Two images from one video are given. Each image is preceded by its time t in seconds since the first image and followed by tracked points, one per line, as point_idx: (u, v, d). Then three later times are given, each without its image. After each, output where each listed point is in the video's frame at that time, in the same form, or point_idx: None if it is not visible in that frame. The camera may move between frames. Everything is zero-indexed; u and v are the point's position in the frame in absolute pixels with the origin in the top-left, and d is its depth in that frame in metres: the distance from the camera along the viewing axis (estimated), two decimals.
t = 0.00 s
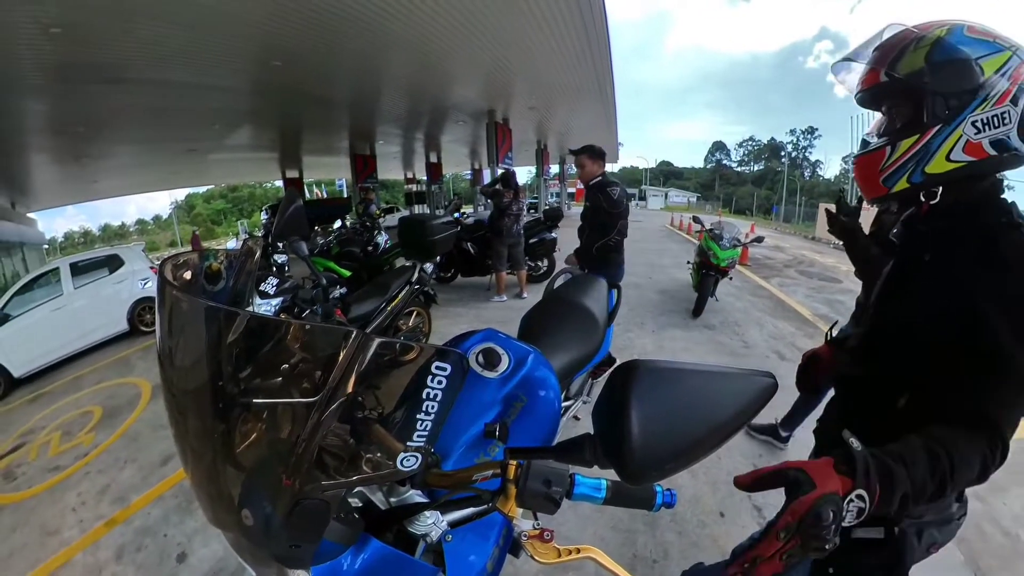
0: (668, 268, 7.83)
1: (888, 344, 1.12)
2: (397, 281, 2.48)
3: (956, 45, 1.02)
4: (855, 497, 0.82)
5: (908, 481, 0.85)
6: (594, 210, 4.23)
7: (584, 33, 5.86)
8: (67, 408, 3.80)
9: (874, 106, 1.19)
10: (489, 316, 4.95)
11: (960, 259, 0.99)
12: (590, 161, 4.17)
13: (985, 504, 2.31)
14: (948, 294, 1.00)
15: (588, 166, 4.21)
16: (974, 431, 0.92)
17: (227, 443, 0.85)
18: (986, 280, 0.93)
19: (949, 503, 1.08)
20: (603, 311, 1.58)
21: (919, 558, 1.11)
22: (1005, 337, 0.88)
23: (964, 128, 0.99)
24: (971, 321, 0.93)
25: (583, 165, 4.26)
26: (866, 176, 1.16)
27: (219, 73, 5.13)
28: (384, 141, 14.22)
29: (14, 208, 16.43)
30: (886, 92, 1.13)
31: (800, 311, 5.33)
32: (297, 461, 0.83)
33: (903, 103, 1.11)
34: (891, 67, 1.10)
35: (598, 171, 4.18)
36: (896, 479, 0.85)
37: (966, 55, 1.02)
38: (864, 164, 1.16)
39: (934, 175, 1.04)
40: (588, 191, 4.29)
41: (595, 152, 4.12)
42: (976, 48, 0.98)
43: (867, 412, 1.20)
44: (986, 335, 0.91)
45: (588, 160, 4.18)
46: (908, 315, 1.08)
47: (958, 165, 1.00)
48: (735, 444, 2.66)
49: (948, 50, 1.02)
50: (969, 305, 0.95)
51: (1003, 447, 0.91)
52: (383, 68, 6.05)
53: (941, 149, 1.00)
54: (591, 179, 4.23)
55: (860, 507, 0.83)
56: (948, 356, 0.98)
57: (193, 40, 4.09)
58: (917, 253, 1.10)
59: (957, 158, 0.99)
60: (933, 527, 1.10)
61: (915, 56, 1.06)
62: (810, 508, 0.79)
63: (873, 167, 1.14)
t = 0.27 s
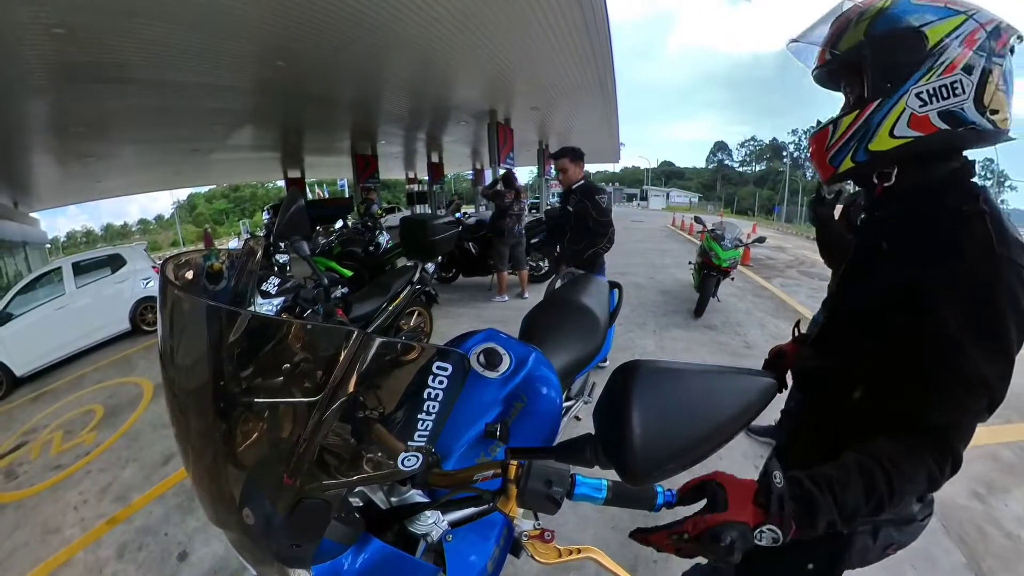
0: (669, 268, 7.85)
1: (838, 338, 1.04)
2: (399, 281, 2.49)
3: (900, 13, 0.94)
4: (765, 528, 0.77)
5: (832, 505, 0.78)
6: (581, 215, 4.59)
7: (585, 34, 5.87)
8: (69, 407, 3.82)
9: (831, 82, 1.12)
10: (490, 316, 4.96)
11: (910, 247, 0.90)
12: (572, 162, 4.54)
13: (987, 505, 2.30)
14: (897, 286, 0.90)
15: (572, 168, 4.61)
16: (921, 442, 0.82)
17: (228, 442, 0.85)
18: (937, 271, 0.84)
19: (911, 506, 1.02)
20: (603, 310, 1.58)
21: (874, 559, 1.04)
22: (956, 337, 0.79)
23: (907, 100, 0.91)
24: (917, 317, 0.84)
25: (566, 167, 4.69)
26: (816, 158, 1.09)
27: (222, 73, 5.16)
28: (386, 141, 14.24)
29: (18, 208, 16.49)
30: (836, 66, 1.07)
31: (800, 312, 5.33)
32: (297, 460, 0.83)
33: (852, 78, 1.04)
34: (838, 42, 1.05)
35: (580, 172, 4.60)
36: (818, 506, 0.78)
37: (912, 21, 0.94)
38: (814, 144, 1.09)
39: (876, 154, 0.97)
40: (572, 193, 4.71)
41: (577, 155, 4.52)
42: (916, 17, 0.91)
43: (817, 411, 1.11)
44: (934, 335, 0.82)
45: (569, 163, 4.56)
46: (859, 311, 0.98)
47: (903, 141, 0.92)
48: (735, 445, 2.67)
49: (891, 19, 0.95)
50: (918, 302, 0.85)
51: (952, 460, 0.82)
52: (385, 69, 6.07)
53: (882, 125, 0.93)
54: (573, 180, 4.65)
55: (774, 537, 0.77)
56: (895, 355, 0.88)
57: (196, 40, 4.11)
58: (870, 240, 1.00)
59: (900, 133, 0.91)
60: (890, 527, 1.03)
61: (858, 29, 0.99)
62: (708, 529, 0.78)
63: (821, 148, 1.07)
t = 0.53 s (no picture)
0: (671, 269, 7.84)
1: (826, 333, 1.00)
2: (401, 280, 2.50)
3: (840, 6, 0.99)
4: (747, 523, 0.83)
5: (817, 505, 0.80)
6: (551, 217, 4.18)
7: (586, 34, 5.87)
8: (72, 405, 3.83)
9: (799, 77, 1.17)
10: (491, 316, 4.97)
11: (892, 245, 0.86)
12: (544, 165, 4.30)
13: (989, 507, 2.28)
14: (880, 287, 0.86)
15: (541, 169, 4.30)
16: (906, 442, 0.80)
17: (229, 442, 0.85)
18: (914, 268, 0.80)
19: (894, 504, 1.03)
20: (603, 309, 1.58)
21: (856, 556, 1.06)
22: (937, 338, 0.75)
23: (846, 84, 0.93)
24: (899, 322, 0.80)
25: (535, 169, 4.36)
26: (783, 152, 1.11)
27: (223, 73, 5.17)
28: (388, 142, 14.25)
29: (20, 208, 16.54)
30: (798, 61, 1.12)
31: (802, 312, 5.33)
32: (298, 460, 0.84)
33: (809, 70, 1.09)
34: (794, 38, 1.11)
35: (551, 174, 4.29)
36: (804, 503, 0.80)
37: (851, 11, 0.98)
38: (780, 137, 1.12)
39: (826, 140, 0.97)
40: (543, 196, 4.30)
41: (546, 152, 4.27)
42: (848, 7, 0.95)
43: (801, 409, 1.09)
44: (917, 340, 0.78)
45: (540, 165, 4.30)
46: (839, 308, 0.95)
47: (847, 124, 0.93)
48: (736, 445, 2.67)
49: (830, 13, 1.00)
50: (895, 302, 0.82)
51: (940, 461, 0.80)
52: (386, 69, 6.07)
53: (824, 110, 0.95)
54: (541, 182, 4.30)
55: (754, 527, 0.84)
56: (877, 355, 0.85)
57: (197, 40, 4.12)
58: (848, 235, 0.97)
59: (843, 116, 0.93)
60: (872, 525, 1.04)
61: (806, 24, 1.06)
62: (692, 523, 0.83)
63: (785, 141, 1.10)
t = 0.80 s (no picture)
0: (673, 269, 7.83)
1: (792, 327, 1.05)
2: (402, 280, 2.50)
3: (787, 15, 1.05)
4: (710, 493, 0.86)
5: (778, 479, 0.83)
6: (524, 214, 3.92)
7: (587, 34, 5.87)
8: (74, 404, 3.85)
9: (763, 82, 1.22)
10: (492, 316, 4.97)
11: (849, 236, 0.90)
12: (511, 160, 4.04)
13: (991, 509, 2.28)
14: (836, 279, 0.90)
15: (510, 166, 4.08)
16: (860, 423, 0.83)
17: (229, 442, 0.85)
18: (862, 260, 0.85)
19: (873, 488, 1.03)
20: (605, 309, 1.58)
21: (840, 542, 1.05)
22: (881, 323, 0.80)
23: (785, 87, 0.99)
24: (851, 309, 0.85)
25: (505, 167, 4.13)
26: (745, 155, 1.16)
27: (224, 73, 5.17)
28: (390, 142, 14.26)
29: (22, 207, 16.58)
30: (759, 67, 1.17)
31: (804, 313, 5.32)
32: (299, 459, 0.84)
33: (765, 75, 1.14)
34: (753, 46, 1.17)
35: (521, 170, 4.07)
36: (762, 474, 0.84)
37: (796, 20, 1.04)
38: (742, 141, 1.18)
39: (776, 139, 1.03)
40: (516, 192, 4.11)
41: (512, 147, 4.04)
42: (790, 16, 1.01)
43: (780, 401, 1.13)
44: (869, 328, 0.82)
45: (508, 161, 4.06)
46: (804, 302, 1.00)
47: (788, 123, 0.98)
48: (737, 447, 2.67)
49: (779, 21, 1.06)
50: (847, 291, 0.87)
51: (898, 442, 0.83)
52: (387, 69, 6.07)
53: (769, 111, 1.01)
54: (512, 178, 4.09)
55: (721, 502, 0.86)
56: (834, 346, 0.90)
57: (197, 40, 4.12)
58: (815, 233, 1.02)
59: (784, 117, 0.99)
60: (855, 510, 1.04)
61: (760, 32, 1.12)
62: (656, 500, 0.87)
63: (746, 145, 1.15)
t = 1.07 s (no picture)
0: (674, 269, 7.83)
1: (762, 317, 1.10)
2: (403, 280, 2.51)
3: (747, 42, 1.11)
4: (706, 487, 0.88)
5: (763, 462, 0.83)
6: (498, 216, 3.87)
7: (588, 34, 5.87)
8: (76, 403, 3.86)
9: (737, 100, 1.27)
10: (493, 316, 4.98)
11: (805, 227, 0.96)
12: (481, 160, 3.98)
13: (993, 510, 2.27)
14: (798, 269, 0.95)
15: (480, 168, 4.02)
16: (836, 397, 0.85)
17: (231, 440, 0.85)
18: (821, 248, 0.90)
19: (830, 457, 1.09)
20: (605, 309, 1.58)
21: (800, 509, 1.10)
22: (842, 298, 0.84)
23: (750, 106, 1.04)
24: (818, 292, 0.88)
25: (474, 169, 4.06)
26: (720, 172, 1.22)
27: (226, 73, 5.18)
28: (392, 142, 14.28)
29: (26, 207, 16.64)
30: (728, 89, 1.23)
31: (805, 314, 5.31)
32: (299, 458, 0.84)
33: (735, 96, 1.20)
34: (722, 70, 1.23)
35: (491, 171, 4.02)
36: (749, 466, 0.84)
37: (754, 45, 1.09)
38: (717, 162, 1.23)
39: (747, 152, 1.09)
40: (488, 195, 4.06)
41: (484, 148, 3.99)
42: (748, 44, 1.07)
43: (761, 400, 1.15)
44: (828, 303, 0.86)
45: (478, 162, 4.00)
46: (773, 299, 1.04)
47: (756, 137, 1.04)
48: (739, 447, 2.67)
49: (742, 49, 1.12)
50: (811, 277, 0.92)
51: (869, 402, 0.84)
52: (388, 69, 6.08)
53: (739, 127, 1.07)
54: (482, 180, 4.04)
55: (719, 493, 0.87)
56: (803, 332, 0.93)
57: (199, 40, 4.13)
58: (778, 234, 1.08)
59: (752, 131, 1.04)
60: (812, 481, 1.10)
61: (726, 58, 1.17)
62: (654, 498, 0.89)
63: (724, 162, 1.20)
